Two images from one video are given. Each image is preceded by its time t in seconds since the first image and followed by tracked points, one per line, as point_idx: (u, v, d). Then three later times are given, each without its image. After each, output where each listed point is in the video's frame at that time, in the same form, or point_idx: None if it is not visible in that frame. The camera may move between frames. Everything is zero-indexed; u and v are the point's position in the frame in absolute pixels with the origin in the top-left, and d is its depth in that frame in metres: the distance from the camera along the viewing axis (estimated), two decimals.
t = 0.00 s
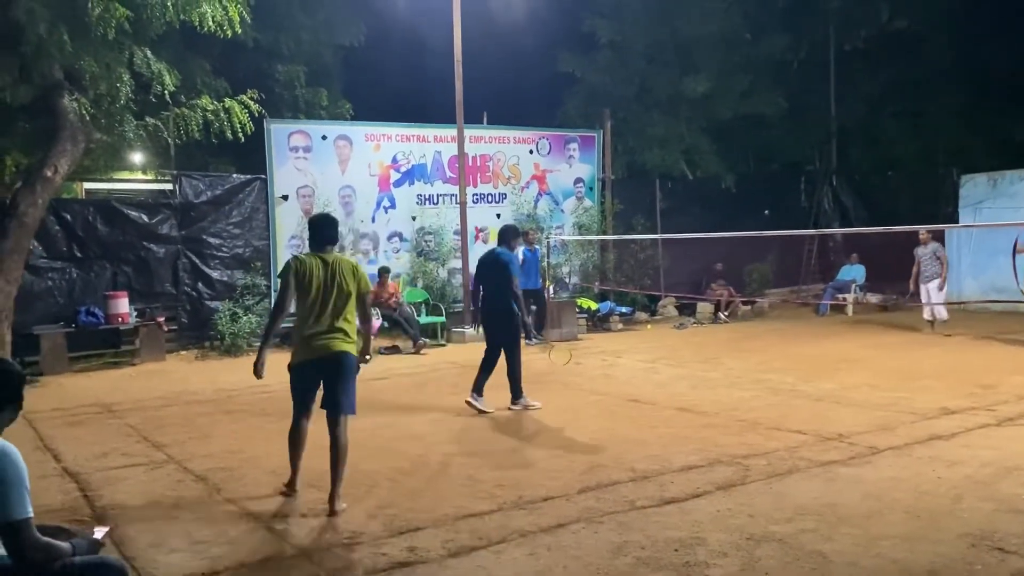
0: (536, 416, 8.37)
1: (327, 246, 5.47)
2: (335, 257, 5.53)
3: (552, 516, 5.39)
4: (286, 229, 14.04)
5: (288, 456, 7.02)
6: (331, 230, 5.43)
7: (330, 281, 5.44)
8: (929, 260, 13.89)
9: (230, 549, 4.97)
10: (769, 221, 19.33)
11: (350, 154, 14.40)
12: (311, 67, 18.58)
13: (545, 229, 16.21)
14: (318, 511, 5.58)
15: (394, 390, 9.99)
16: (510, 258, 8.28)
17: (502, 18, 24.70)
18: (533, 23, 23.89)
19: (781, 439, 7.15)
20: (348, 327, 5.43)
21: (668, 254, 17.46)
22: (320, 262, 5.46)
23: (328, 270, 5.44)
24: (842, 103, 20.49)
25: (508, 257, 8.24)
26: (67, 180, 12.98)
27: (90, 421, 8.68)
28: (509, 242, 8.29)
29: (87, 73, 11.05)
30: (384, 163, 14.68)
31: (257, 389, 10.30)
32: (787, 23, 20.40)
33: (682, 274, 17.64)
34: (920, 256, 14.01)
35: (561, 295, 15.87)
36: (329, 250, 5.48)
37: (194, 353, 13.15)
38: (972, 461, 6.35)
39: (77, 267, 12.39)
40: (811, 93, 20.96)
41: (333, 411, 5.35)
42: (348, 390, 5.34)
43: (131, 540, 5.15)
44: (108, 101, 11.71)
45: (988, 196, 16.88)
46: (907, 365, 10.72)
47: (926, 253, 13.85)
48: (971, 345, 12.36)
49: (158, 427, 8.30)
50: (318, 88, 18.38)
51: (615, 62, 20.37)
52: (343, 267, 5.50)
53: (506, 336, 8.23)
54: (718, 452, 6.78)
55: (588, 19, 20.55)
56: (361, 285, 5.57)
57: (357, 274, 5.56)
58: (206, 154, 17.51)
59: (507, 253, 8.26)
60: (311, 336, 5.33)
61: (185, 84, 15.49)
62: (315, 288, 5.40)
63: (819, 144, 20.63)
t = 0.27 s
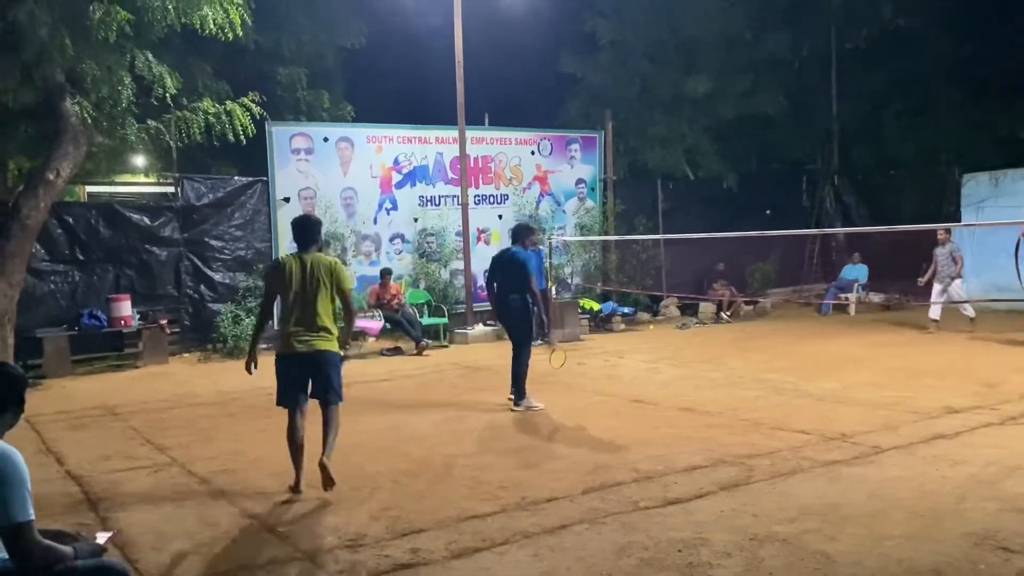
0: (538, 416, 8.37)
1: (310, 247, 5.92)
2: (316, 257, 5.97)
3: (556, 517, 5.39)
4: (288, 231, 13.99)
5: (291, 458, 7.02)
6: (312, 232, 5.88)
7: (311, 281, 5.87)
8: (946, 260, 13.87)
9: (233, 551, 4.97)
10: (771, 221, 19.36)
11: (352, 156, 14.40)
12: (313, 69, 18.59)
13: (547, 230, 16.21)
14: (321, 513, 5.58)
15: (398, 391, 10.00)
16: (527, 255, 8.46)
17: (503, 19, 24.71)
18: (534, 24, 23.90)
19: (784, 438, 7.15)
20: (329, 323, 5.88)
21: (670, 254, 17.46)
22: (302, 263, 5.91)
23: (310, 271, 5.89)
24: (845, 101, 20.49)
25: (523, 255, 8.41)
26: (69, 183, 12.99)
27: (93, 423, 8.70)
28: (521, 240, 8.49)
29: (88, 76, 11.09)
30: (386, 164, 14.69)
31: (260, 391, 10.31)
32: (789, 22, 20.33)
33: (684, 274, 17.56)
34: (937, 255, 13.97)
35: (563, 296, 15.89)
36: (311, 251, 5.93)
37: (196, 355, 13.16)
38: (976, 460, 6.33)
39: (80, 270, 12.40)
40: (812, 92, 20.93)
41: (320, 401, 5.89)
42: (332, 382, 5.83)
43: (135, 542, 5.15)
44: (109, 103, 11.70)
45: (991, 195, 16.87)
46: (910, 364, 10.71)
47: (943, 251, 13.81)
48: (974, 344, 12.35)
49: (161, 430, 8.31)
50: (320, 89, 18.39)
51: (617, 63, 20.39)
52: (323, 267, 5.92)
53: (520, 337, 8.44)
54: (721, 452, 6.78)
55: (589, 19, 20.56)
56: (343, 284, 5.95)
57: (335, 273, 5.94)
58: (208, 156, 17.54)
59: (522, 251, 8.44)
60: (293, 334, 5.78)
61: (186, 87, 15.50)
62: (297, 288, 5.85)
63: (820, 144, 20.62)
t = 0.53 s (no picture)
0: (539, 418, 8.37)
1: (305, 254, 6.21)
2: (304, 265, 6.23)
3: (556, 519, 5.38)
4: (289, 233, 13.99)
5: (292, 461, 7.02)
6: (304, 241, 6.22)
7: (298, 286, 6.13)
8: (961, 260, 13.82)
9: (233, 554, 4.97)
10: (771, 222, 19.37)
11: (352, 158, 14.40)
12: (312, 71, 18.59)
13: (548, 231, 16.22)
14: (322, 516, 5.58)
15: (399, 393, 10.00)
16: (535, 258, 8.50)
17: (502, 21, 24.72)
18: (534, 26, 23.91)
19: (785, 439, 7.14)
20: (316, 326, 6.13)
21: (670, 255, 17.45)
22: (289, 270, 6.19)
23: (298, 278, 6.15)
24: (843, 102, 20.51)
25: (532, 258, 8.44)
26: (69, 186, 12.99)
27: (94, 427, 8.69)
28: (530, 243, 8.52)
29: (88, 80, 11.07)
30: (386, 166, 14.69)
31: (261, 394, 10.30)
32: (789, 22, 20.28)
33: (683, 274, 17.51)
34: (953, 254, 13.87)
35: (563, 297, 15.98)
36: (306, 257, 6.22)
37: (197, 358, 13.16)
38: (976, 460, 6.33)
39: (80, 274, 12.40)
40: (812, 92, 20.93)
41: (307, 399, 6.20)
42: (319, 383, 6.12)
43: (136, 546, 5.14)
44: (109, 106, 11.69)
45: (991, 195, 16.87)
46: (910, 365, 10.70)
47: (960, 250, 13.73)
48: (974, 344, 12.34)
49: (162, 433, 8.30)
50: (319, 92, 18.39)
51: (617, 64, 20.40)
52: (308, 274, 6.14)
53: (528, 336, 8.49)
54: (722, 453, 6.77)
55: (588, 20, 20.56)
56: (328, 290, 6.14)
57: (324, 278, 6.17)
58: (208, 159, 17.54)
59: (530, 254, 8.48)
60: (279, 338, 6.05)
61: (186, 90, 15.51)
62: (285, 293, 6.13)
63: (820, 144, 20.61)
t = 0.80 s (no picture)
0: (537, 419, 8.36)
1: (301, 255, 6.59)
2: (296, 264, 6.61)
3: (554, 521, 5.37)
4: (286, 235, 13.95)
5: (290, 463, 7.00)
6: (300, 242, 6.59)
7: (290, 286, 6.56)
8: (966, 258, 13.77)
9: (231, 557, 4.96)
10: (768, 223, 19.40)
11: (349, 160, 14.39)
12: (310, 74, 18.59)
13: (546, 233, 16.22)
14: (320, 518, 5.57)
15: (397, 395, 9.99)
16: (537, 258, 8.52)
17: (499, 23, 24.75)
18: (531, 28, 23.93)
19: (784, 440, 7.14)
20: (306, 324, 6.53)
21: (667, 257, 17.46)
22: (285, 270, 6.60)
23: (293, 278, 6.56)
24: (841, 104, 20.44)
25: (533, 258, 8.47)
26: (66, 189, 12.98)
27: (92, 430, 8.68)
28: (531, 243, 8.51)
29: (84, 82, 11.03)
30: (383, 168, 14.68)
31: (259, 396, 10.29)
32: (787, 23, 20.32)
33: (682, 276, 17.61)
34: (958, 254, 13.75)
35: (561, 299, 15.96)
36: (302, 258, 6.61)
37: (195, 361, 13.15)
38: (974, 461, 6.33)
39: (77, 276, 12.38)
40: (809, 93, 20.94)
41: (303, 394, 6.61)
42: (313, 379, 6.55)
43: (133, 549, 5.12)
44: (106, 109, 11.66)
45: (989, 195, 16.90)
46: (908, 365, 10.71)
47: (965, 249, 13.66)
48: (971, 344, 12.36)
49: (160, 436, 8.29)
50: (317, 94, 18.38)
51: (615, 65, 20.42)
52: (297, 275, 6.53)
53: (534, 336, 8.56)
54: (720, 454, 6.77)
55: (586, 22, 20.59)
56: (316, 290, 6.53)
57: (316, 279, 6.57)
58: (205, 161, 17.53)
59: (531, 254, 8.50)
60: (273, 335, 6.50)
61: (183, 93, 15.51)
62: (279, 293, 6.58)
63: (817, 145, 20.63)
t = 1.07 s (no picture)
0: (533, 421, 8.36)
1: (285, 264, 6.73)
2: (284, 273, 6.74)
3: (551, 522, 5.38)
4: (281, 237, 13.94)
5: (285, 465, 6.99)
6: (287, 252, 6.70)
7: (274, 295, 6.76)
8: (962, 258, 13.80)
9: (227, 559, 4.95)
10: (763, 224, 19.44)
11: (345, 162, 14.38)
12: (305, 76, 18.59)
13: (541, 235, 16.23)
14: (316, 520, 5.56)
15: (392, 397, 9.99)
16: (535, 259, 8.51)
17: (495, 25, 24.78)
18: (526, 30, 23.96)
19: (779, 441, 7.16)
20: (285, 334, 6.70)
21: (662, 258, 17.48)
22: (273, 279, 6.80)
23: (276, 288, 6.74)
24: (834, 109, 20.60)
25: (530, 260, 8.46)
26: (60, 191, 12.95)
27: (87, 433, 8.66)
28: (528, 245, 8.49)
29: (79, 84, 10.98)
30: (378, 170, 14.68)
31: (254, 399, 10.28)
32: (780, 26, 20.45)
33: (678, 277, 17.66)
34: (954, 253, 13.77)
35: (557, 300, 15.94)
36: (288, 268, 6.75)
37: (190, 363, 13.13)
38: (969, 461, 6.34)
39: (71, 279, 12.36)
40: (804, 95, 21.00)
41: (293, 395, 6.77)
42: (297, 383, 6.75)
43: (128, 552, 5.11)
44: (100, 112, 11.77)
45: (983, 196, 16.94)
46: (903, 366, 10.73)
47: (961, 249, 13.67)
48: (966, 345, 12.38)
49: (155, 439, 8.27)
50: (312, 96, 18.38)
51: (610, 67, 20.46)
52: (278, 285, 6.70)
53: (533, 337, 8.57)
54: (716, 455, 6.77)
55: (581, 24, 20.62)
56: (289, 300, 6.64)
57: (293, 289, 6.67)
58: (200, 164, 17.52)
59: (529, 255, 8.50)
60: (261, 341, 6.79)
61: (178, 95, 15.50)
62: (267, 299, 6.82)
63: (812, 147, 20.68)
